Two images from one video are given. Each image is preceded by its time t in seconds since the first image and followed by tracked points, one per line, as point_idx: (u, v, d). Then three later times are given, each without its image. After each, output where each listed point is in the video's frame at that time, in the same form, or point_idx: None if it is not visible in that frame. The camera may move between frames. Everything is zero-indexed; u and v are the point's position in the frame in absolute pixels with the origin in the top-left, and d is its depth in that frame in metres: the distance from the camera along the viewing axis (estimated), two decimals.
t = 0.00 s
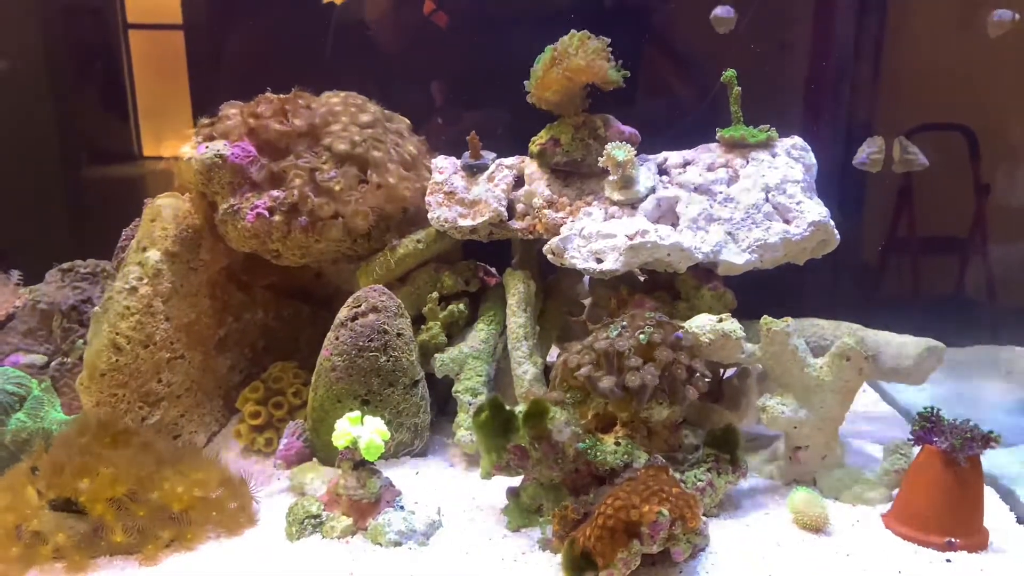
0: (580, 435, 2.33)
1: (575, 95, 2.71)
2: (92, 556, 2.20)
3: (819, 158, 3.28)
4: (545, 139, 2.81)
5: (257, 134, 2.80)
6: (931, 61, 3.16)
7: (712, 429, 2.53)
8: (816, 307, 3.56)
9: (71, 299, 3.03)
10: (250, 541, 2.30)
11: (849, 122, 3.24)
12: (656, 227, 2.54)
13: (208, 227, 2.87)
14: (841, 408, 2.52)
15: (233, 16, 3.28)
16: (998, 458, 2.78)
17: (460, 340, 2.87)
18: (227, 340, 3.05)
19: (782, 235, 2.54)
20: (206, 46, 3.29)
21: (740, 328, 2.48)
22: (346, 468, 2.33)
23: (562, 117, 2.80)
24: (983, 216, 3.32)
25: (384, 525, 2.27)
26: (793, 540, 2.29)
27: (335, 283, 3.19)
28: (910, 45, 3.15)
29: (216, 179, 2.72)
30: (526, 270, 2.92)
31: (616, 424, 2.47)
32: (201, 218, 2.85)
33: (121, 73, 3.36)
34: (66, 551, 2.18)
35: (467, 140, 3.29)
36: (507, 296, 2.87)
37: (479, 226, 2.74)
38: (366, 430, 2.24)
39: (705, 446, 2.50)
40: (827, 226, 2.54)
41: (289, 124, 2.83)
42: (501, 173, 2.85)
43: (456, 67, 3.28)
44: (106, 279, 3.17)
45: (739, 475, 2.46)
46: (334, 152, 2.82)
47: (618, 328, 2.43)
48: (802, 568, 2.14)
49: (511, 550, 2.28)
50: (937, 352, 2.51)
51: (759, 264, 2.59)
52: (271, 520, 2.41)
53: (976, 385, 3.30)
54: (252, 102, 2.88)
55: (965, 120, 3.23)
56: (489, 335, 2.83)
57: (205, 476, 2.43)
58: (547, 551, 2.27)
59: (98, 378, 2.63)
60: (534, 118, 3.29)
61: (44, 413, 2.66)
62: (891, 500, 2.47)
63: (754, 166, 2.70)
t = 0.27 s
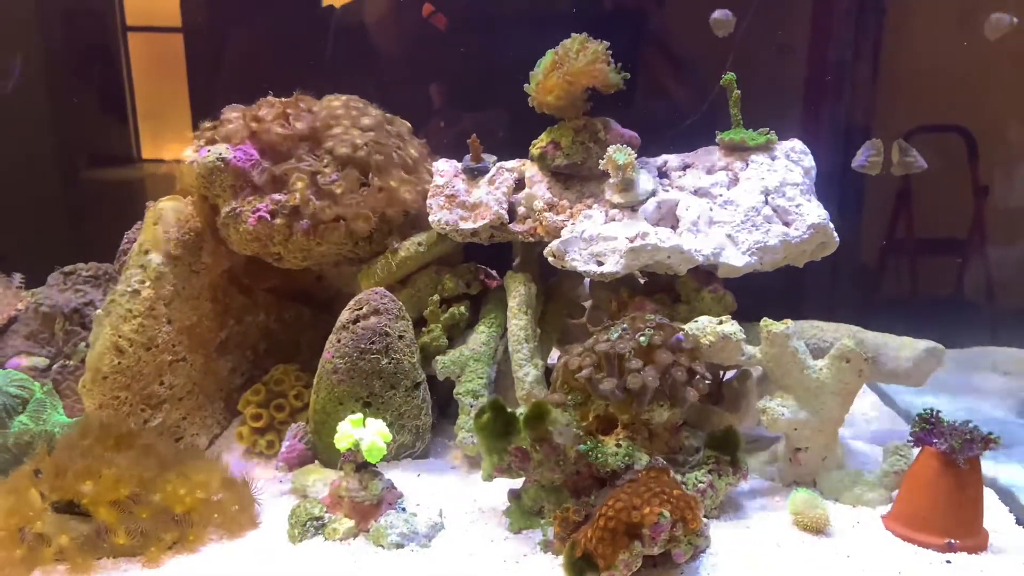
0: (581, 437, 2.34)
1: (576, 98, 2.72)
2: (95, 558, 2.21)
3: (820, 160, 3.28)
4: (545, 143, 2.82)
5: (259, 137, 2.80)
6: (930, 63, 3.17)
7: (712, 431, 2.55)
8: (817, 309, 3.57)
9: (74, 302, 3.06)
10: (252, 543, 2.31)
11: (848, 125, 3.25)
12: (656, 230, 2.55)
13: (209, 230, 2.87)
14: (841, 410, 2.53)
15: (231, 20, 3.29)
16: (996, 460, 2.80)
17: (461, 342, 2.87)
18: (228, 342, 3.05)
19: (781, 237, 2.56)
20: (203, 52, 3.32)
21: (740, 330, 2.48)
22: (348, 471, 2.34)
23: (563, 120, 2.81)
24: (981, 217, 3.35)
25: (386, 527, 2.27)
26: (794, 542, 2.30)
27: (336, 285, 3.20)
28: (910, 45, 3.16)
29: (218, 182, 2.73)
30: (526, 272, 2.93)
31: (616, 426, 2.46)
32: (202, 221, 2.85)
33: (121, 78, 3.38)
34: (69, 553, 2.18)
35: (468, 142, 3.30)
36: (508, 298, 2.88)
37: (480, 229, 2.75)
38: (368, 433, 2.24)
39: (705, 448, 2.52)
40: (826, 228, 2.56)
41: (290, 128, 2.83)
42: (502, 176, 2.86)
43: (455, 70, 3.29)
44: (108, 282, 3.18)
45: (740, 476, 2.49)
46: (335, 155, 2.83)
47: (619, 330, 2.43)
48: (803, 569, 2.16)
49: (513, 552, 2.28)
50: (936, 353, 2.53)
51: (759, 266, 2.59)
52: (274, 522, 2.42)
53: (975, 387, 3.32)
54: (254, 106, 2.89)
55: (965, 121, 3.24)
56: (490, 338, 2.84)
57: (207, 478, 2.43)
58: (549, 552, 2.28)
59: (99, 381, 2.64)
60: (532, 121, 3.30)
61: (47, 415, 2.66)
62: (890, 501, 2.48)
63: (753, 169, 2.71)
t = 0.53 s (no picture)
0: (585, 436, 2.34)
1: (580, 96, 2.71)
2: (98, 557, 2.20)
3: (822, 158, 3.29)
4: (549, 141, 2.81)
5: (262, 135, 2.80)
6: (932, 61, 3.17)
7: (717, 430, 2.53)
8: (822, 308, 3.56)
9: (76, 300, 3.04)
10: (255, 542, 2.30)
11: (852, 125, 3.25)
12: (661, 228, 2.54)
13: (212, 228, 2.85)
14: (846, 408, 2.52)
15: (231, 22, 3.33)
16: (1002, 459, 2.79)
17: (464, 341, 2.86)
18: (231, 341, 3.03)
19: (786, 236, 2.55)
20: (204, 52, 3.32)
21: (746, 329, 2.47)
22: (352, 469, 2.33)
23: (567, 118, 2.80)
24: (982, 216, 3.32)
25: (390, 526, 2.26)
26: (799, 541, 2.29)
27: (339, 284, 3.19)
28: (910, 44, 3.14)
29: (221, 180, 2.71)
30: (530, 270, 2.92)
31: (621, 424, 2.45)
32: (205, 219, 2.83)
33: (121, 77, 3.37)
34: (72, 553, 2.17)
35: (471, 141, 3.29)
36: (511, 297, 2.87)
37: (484, 227, 2.75)
38: (372, 431, 2.23)
39: (710, 447, 2.50)
40: (832, 227, 2.54)
41: (293, 126, 2.83)
42: (506, 174, 2.85)
43: (455, 68, 3.29)
44: (110, 280, 3.15)
45: (744, 475, 2.46)
46: (339, 153, 2.83)
47: (623, 329, 2.41)
48: (808, 568, 2.15)
49: (517, 551, 2.27)
50: (942, 352, 2.52)
51: (764, 265, 2.58)
52: (277, 521, 2.41)
53: (980, 386, 3.31)
54: (257, 104, 2.88)
55: (965, 120, 3.22)
56: (494, 336, 2.82)
57: (210, 477, 2.43)
58: (553, 551, 2.27)
59: (101, 380, 2.64)
60: (533, 119, 3.30)
61: (48, 415, 2.65)
62: (896, 500, 2.47)
63: (758, 167, 2.70)
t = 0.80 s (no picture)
0: (588, 438, 2.32)
1: (583, 96, 2.70)
2: (99, 559, 2.19)
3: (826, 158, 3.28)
4: (551, 141, 2.81)
5: (264, 136, 2.79)
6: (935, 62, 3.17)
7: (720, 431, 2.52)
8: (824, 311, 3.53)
9: (77, 301, 3.03)
10: (257, 544, 2.29)
11: (853, 128, 3.23)
12: (664, 229, 2.54)
13: (213, 229, 2.84)
14: (850, 410, 2.51)
15: (231, 21, 3.31)
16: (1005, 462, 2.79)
17: (466, 342, 2.85)
18: (232, 342, 3.02)
19: (791, 237, 2.56)
20: (203, 52, 3.31)
21: (749, 330, 2.45)
22: (353, 471, 2.32)
23: (570, 118, 2.80)
24: (982, 215, 3.36)
25: (393, 528, 2.26)
26: (803, 543, 2.28)
27: (340, 284, 3.19)
28: (909, 44, 3.15)
29: (222, 181, 2.71)
30: (532, 271, 2.92)
31: (624, 426, 2.45)
32: (206, 220, 2.83)
33: (120, 76, 3.37)
34: (73, 555, 2.16)
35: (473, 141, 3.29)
36: (513, 298, 2.86)
37: (486, 227, 2.74)
38: (374, 433, 2.23)
39: (714, 449, 2.49)
40: (836, 228, 2.56)
41: (295, 126, 2.82)
42: (508, 175, 2.83)
43: (455, 68, 3.27)
44: (111, 281, 3.13)
45: (748, 477, 2.47)
46: (340, 154, 2.82)
47: (627, 330, 2.39)
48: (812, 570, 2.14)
49: (520, 554, 2.27)
50: (946, 353, 2.51)
51: (768, 266, 2.59)
52: (279, 522, 2.40)
53: (983, 387, 3.30)
54: (259, 104, 2.87)
55: (965, 120, 3.25)
56: (496, 337, 2.81)
57: (212, 479, 2.42)
58: (555, 554, 2.27)
59: (103, 381, 2.65)
60: (534, 119, 3.28)
61: (49, 416, 2.65)
62: (899, 502, 2.47)
63: (762, 168, 2.68)
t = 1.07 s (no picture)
0: (603, 437, 2.31)
1: (595, 94, 2.69)
2: (113, 557, 2.20)
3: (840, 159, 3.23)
4: (564, 139, 2.79)
5: (277, 134, 2.79)
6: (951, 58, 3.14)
7: (735, 430, 2.51)
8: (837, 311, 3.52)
9: (88, 298, 3.02)
10: (271, 542, 2.29)
11: (861, 126, 3.20)
12: (678, 227, 2.52)
13: (226, 227, 2.85)
14: (865, 409, 2.50)
15: (232, 21, 3.30)
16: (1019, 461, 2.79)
17: (479, 340, 2.84)
18: (244, 340, 3.03)
19: (805, 235, 2.54)
20: (207, 53, 3.34)
21: (765, 329, 2.45)
22: (368, 470, 2.32)
23: (583, 116, 2.79)
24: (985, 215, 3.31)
25: (409, 526, 2.26)
26: (819, 542, 2.28)
27: (351, 283, 3.19)
28: (915, 43, 3.12)
29: (235, 179, 2.70)
30: (544, 269, 2.91)
31: (639, 424, 2.45)
32: (219, 217, 2.83)
33: (123, 76, 3.41)
34: (88, 553, 2.18)
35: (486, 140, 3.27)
36: (525, 297, 2.86)
37: (499, 226, 2.73)
38: (389, 431, 2.23)
39: (728, 447, 2.48)
40: (850, 226, 2.54)
41: (307, 124, 2.82)
42: (521, 173, 2.82)
43: (460, 67, 3.27)
44: (123, 279, 3.11)
45: (763, 476, 2.46)
46: (353, 152, 2.82)
47: (641, 329, 2.39)
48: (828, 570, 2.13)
49: (535, 552, 2.26)
50: (962, 352, 2.51)
51: (782, 264, 2.59)
52: (293, 520, 2.40)
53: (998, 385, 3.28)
54: (271, 101, 2.87)
55: (980, 119, 3.20)
56: (508, 335, 2.81)
57: (225, 477, 2.42)
58: (570, 552, 2.26)
59: (115, 379, 2.62)
60: (539, 119, 3.26)
61: (62, 415, 2.65)
62: (915, 501, 2.46)
63: (776, 166, 2.67)
